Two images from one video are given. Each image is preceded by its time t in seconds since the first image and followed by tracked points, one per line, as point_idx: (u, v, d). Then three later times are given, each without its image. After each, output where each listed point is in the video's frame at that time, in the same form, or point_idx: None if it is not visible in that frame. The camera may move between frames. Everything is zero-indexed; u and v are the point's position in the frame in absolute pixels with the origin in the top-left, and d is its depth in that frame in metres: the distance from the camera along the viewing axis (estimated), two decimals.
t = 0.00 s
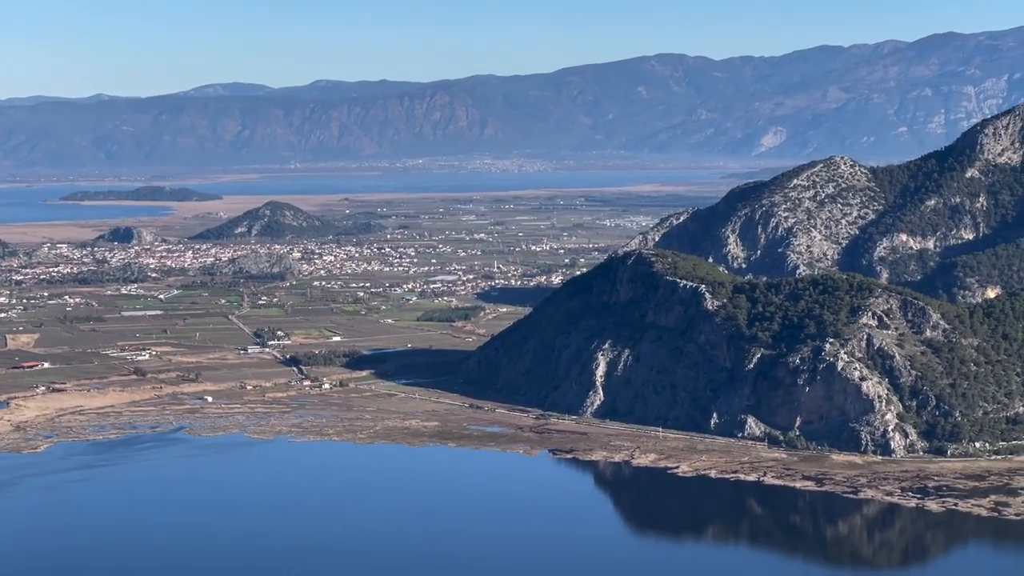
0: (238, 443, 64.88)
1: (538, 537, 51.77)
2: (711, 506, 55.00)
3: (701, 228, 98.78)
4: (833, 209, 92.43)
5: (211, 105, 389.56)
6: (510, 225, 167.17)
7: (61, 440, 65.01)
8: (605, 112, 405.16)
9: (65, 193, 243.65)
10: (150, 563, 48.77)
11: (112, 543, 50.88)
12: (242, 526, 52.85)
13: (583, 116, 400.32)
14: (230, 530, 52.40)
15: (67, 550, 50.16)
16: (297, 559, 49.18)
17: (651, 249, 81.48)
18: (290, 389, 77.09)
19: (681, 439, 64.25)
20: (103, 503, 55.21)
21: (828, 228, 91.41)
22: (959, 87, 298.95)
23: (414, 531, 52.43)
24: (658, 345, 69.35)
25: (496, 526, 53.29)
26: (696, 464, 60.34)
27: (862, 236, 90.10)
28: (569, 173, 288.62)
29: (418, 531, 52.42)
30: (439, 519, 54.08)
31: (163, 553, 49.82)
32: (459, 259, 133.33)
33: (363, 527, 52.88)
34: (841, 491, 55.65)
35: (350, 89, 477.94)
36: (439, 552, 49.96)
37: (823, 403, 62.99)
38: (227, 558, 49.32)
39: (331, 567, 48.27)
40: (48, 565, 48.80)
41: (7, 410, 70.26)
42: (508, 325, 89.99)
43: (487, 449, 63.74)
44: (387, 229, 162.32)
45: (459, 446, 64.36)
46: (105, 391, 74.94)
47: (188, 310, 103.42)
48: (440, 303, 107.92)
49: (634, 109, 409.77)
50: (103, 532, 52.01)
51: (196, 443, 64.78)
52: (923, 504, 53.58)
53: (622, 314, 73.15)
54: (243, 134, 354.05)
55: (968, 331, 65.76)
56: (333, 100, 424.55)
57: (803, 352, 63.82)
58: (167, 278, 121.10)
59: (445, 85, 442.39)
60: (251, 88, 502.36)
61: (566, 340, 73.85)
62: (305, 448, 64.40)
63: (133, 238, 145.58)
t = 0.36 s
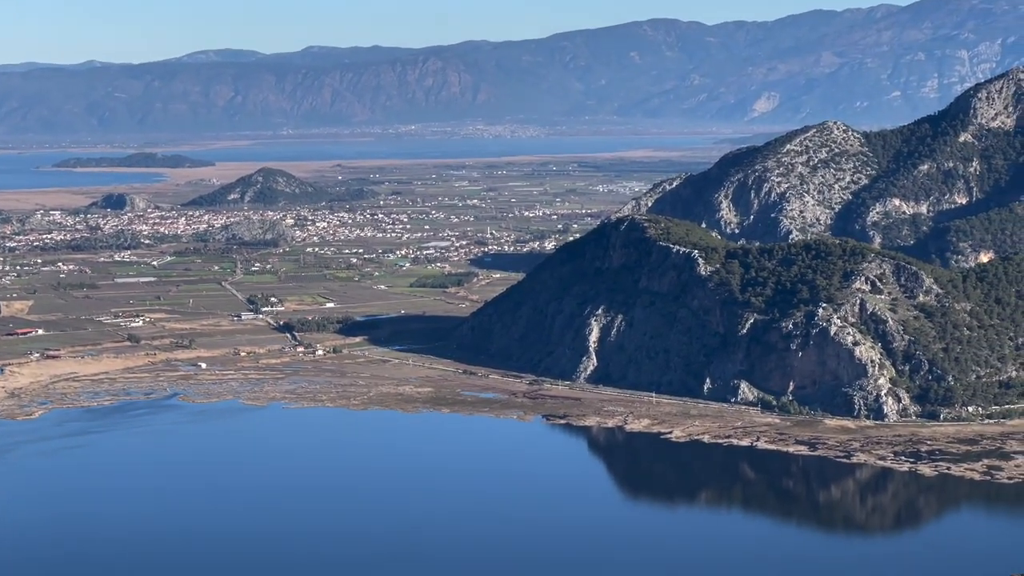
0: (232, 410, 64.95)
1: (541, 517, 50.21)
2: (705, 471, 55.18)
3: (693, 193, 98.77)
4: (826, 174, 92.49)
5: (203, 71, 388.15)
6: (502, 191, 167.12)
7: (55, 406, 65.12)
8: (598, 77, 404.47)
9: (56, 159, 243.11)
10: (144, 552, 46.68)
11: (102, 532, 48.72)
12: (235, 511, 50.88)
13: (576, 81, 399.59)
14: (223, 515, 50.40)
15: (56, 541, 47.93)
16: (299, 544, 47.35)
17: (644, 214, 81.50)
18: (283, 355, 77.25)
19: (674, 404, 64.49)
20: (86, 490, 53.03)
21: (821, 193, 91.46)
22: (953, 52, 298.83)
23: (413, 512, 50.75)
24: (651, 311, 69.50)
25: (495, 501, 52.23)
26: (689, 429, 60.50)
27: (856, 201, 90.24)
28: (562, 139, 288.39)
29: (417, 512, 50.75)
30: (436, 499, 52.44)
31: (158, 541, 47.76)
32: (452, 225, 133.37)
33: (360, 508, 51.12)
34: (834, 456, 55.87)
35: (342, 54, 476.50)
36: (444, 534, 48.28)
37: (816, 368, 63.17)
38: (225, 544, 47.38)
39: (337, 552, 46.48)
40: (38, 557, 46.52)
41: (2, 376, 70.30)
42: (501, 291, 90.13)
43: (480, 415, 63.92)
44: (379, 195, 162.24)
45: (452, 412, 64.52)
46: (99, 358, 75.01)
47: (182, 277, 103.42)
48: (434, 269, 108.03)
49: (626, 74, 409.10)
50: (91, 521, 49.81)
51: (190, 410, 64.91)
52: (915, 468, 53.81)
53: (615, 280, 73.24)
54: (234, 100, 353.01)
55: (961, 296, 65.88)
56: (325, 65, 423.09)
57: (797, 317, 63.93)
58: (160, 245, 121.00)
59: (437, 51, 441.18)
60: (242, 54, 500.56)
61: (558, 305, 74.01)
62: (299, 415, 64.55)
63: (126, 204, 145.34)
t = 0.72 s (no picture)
0: (235, 366, 65.15)
1: (553, 484, 49.12)
2: (707, 427, 55.32)
3: (695, 149, 98.68)
4: (828, 129, 92.30)
5: (203, 27, 386.85)
6: (504, 147, 167.00)
7: (59, 362, 65.37)
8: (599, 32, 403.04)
9: (58, 117, 242.75)
10: (151, 527, 45.20)
11: (104, 508, 47.13)
12: (239, 483, 49.38)
13: (577, 36, 398.34)
14: (227, 483, 49.42)
15: (58, 518, 46.28)
16: (309, 516, 46.04)
17: (645, 170, 81.43)
18: (286, 312, 77.44)
19: (676, 359, 64.67)
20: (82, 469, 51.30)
21: (823, 148, 91.37)
22: (956, 7, 297.85)
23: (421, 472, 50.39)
24: (652, 267, 69.71)
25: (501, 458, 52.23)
26: (691, 384, 60.71)
27: (858, 155, 90.12)
28: (563, 95, 287.76)
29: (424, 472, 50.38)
30: (442, 459, 52.08)
31: (162, 517, 46.21)
32: (454, 181, 133.38)
33: (366, 477, 49.81)
34: (835, 410, 56.06)
35: (342, 10, 474.71)
36: (456, 505, 47.04)
37: (817, 323, 63.33)
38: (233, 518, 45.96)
39: (348, 524, 45.16)
40: (39, 536, 44.85)
41: (5, 333, 70.52)
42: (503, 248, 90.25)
43: (482, 371, 64.14)
44: (381, 152, 162.14)
45: (454, 368, 64.73)
46: (103, 314, 75.22)
47: (184, 234, 103.54)
48: (435, 225, 108.13)
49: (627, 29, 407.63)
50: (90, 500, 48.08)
51: (193, 366, 65.15)
52: (916, 422, 54.01)
53: (616, 236, 73.34)
54: (235, 56, 352.03)
55: (963, 251, 65.88)
56: (326, 21, 421.70)
57: (798, 273, 64.11)
58: (162, 202, 121.04)
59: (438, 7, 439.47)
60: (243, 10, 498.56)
61: (560, 261, 74.22)
62: (301, 371, 64.77)
63: (128, 161, 145.29)
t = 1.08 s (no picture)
0: (241, 315, 65.22)
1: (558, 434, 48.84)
2: (713, 374, 55.35)
3: (702, 95, 98.39)
4: (835, 74, 91.93)
5: None
6: (509, 94, 166.48)
7: (66, 311, 65.49)
8: None
9: (62, 66, 242.07)
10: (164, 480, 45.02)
11: (107, 485, 44.79)
12: (248, 436, 48.96)
13: None
14: (238, 436, 48.98)
15: (60, 497, 44.01)
16: (327, 485, 44.29)
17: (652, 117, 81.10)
18: (292, 260, 77.48)
19: (682, 306, 64.79)
20: (70, 441, 48.81)
21: (830, 94, 91.02)
22: None
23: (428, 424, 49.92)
24: (659, 213, 69.97)
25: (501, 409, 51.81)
26: (697, 331, 60.79)
27: (865, 101, 89.82)
28: (569, 42, 286.53)
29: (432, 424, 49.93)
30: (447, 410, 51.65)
31: (173, 489, 44.20)
32: (459, 129, 133.08)
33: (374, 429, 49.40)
34: (841, 356, 56.20)
35: None
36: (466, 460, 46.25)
37: (824, 269, 63.30)
38: (248, 493, 43.74)
39: (372, 491, 43.62)
40: (51, 514, 42.81)
41: (12, 282, 70.64)
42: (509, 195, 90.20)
43: (488, 318, 64.21)
44: (386, 100, 161.72)
45: (461, 315, 64.81)
46: (110, 263, 75.30)
47: (190, 182, 103.48)
48: (441, 173, 108.01)
49: None
50: (84, 485, 44.95)
51: (200, 315, 65.25)
52: (922, 368, 54.10)
53: (622, 182, 73.43)
54: (239, 4, 350.30)
55: (970, 196, 65.80)
56: None
57: (804, 219, 64.09)
58: (167, 151, 120.87)
59: None
60: None
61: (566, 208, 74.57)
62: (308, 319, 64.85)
63: (133, 110, 144.98)
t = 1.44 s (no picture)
0: (254, 256, 65.25)
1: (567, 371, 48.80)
2: (726, 312, 55.48)
3: (714, 33, 98.09)
4: (848, 12, 91.49)
5: None
6: (520, 33, 165.67)
7: (80, 253, 65.61)
8: None
9: (72, 6, 241.06)
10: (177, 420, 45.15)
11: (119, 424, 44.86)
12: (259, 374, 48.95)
13: None
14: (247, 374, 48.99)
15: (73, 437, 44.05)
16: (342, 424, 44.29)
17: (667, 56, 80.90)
18: (304, 201, 77.50)
19: (694, 246, 64.84)
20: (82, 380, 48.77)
21: (842, 31, 90.68)
22: None
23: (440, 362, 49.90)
24: (671, 152, 70.46)
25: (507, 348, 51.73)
26: (709, 271, 60.79)
27: (878, 37, 89.35)
28: None
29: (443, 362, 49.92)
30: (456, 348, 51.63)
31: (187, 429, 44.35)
32: (470, 69, 132.57)
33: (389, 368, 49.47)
34: (853, 295, 56.19)
35: None
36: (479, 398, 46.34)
37: (836, 208, 63.15)
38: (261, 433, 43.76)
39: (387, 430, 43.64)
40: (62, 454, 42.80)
41: (26, 223, 70.74)
42: (520, 136, 90.06)
43: (500, 258, 64.22)
44: (397, 40, 161.01)
45: (473, 256, 64.82)
46: (122, 205, 75.36)
47: (202, 123, 103.35)
48: (452, 113, 107.75)
49: None
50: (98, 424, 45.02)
51: (213, 256, 65.31)
52: (935, 306, 54.02)
53: (633, 121, 73.90)
54: None
55: (984, 133, 65.55)
56: None
57: (817, 157, 63.84)
58: (178, 91, 120.62)
59: None
60: None
61: (577, 146, 75.35)
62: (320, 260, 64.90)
63: (143, 50, 144.56)
